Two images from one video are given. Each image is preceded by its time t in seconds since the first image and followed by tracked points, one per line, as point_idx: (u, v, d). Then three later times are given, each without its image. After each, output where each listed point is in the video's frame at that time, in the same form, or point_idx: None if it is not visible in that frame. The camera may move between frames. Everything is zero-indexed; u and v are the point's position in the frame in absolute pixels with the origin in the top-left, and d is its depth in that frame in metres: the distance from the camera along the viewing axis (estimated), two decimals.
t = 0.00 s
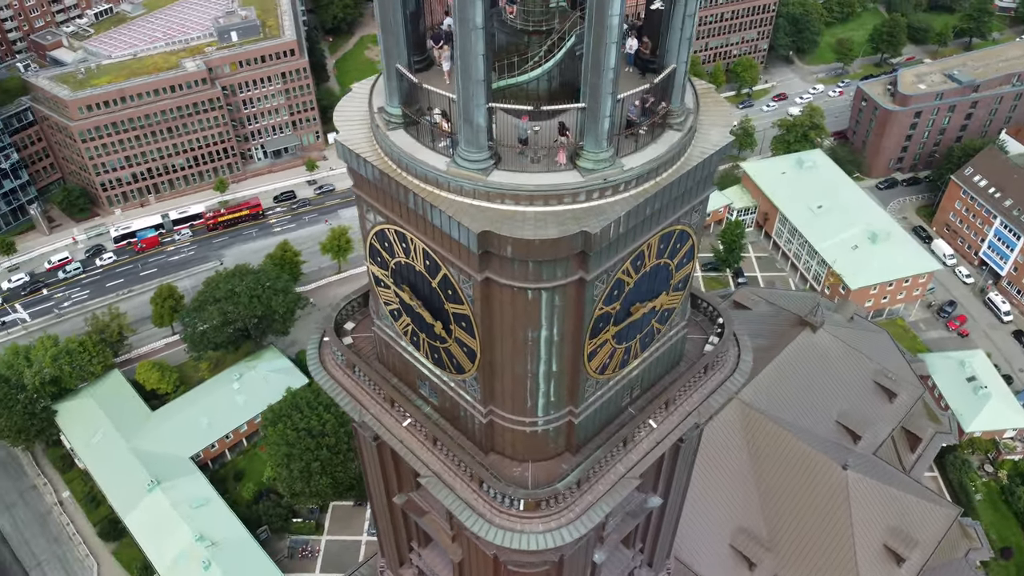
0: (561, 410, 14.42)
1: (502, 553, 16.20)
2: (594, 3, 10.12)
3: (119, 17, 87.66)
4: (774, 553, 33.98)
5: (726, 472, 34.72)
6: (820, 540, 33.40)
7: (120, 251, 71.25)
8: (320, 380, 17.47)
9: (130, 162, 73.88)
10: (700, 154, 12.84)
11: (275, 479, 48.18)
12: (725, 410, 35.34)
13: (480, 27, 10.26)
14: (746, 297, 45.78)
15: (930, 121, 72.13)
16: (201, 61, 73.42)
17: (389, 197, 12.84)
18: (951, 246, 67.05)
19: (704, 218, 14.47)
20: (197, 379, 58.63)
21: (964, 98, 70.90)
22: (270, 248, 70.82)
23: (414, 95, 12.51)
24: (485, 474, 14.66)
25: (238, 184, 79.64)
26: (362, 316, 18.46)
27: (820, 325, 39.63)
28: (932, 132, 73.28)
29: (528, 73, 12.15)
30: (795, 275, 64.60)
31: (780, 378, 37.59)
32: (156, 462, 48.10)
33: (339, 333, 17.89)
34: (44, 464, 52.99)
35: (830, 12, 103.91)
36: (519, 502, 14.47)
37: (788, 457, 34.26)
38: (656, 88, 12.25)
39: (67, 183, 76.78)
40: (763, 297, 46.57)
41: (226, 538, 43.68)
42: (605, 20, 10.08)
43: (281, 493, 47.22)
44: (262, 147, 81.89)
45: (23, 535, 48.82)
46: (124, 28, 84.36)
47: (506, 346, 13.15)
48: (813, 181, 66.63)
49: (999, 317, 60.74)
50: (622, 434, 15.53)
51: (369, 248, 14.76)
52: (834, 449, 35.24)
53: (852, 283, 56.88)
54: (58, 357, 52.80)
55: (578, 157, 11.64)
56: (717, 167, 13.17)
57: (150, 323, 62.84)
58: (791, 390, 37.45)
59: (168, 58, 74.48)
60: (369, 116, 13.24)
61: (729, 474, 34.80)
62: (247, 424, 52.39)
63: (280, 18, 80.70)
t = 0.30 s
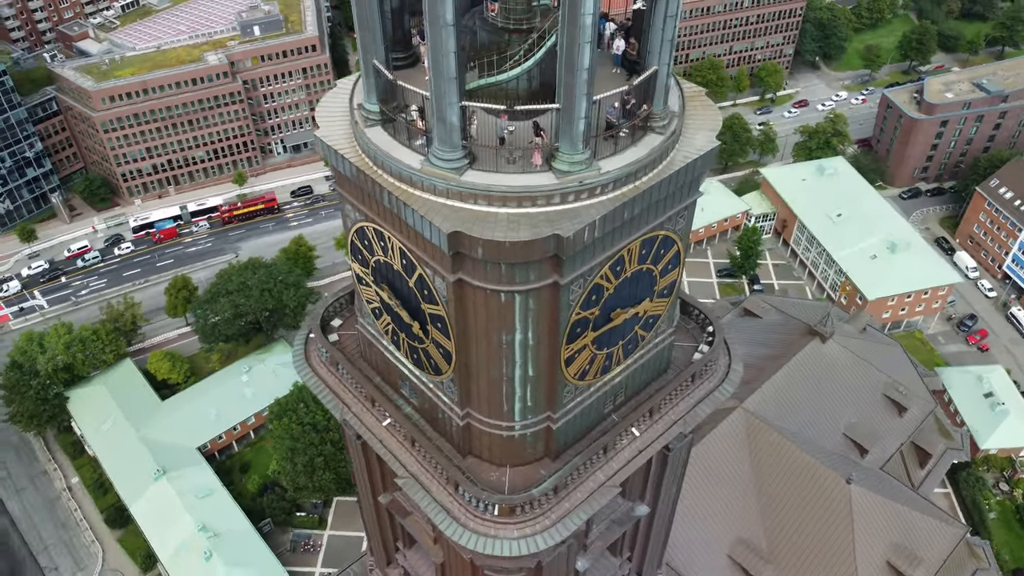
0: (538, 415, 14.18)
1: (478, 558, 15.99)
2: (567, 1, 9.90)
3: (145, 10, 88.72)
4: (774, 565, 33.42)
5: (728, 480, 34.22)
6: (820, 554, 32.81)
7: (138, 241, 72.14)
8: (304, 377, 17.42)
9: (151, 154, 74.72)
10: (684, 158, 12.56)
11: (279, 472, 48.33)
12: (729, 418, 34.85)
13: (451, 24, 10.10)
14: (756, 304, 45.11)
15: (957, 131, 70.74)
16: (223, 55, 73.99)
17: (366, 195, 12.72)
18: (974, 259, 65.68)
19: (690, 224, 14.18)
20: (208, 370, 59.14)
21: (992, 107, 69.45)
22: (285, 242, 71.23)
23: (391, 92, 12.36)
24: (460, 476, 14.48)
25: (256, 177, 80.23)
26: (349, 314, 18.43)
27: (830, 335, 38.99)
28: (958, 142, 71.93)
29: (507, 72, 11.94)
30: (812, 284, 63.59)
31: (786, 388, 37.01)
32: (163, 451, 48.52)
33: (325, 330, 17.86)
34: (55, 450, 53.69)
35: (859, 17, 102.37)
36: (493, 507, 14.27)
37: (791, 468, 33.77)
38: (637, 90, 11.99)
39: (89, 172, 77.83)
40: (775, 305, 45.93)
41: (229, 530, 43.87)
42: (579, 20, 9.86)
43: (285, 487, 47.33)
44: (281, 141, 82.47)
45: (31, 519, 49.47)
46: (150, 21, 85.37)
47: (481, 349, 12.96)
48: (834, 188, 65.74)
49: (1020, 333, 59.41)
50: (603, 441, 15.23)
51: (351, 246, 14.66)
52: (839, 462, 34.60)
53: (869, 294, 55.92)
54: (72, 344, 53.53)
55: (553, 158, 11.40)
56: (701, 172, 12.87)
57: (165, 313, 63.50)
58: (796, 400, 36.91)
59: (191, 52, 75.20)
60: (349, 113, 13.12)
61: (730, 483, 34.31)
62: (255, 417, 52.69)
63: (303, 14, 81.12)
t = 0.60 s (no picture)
0: (515, 420, 13.95)
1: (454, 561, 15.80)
2: None
3: (171, 4, 89.72)
4: None
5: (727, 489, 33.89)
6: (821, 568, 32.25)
7: (157, 232, 72.92)
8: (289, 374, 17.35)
9: (171, 146, 75.52)
10: (666, 162, 12.25)
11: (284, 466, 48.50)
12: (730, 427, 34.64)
13: (420, 21, 9.93)
14: (766, 312, 44.35)
15: (984, 141, 69.30)
16: (244, 49, 74.36)
17: (342, 192, 12.57)
18: (997, 272, 64.24)
19: (676, 231, 13.90)
20: (219, 362, 59.58)
21: (1021, 118, 67.89)
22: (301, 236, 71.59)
23: (371, 89, 12.19)
24: (435, 479, 14.29)
25: (275, 172, 80.77)
26: (337, 312, 18.35)
27: (840, 347, 38.33)
28: (984, 153, 70.50)
29: (486, 71, 11.72)
30: (829, 293, 62.57)
31: (792, 398, 36.43)
32: (171, 441, 48.93)
33: (311, 327, 17.78)
34: (66, 436, 54.35)
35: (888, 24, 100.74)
36: (467, 512, 14.07)
37: (792, 480, 33.45)
38: (617, 92, 11.70)
39: (111, 163, 78.81)
40: (786, 313, 45.26)
41: (232, 522, 44.12)
42: (549, 19, 9.63)
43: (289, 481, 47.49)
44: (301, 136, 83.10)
45: (40, 504, 50.15)
46: (174, 14, 86.30)
47: (455, 351, 12.77)
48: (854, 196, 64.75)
49: None
50: (583, 448, 14.97)
51: (332, 244, 14.54)
52: (843, 476, 33.96)
53: (886, 305, 54.89)
54: (85, 332, 54.18)
55: (528, 160, 11.18)
56: (684, 177, 12.57)
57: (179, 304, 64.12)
58: (801, 412, 36.33)
59: (213, 45, 75.81)
60: (329, 109, 12.98)
61: (729, 493, 33.93)
62: (262, 410, 52.98)
63: (325, 10, 81.46)
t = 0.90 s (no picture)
0: (490, 424, 13.73)
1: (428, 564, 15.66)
2: None
3: None
4: None
5: (727, 500, 33.46)
6: None
7: (174, 223, 73.59)
8: (273, 371, 17.27)
9: (191, 138, 76.20)
10: (646, 166, 11.98)
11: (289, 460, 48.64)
12: (731, 437, 34.19)
13: (387, 17, 9.74)
14: (775, 320, 43.64)
15: (1011, 152, 67.79)
16: (266, 44, 74.66)
17: (318, 189, 12.44)
18: (1021, 286, 62.78)
19: (660, 237, 13.62)
20: (230, 354, 59.94)
21: None
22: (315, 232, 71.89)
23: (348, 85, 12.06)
24: (409, 482, 14.14)
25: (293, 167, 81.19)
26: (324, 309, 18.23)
27: (849, 358, 37.63)
28: (1010, 164, 69.03)
29: (462, 69, 11.55)
30: (845, 303, 61.59)
31: (797, 409, 35.84)
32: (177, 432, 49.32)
33: (296, 324, 17.68)
34: (77, 423, 54.93)
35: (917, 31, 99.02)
36: (439, 516, 13.90)
37: (794, 493, 33.00)
38: (596, 93, 11.44)
39: (132, 154, 79.69)
40: (797, 322, 44.56)
41: (234, 514, 44.33)
42: (518, 17, 9.43)
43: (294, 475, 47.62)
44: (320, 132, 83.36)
45: (49, 490, 50.76)
46: (199, 8, 87.08)
47: (427, 354, 12.60)
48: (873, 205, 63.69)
49: None
50: (561, 455, 14.74)
51: (313, 240, 14.43)
52: (846, 492, 33.31)
53: (903, 316, 53.85)
54: (98, 321, 54.71)
55: (500, 161, 10.97)
56: (665, 182, 12.28)
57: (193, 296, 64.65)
58: (806, 423, 35.71)
59: (235, 39, 76.31)
60: (308, 105, 12.86)
61: (729, 503, 33.48)
62: (269, 403, 53.24)
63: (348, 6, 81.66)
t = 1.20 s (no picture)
0: (464, 428, 13.55)
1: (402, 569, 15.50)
2: None
3: None
4: None
5: (726, 509, 33.01)
6: None
7: (191, 216, 74.24)
8: (256, 368, 17.22)
9: (210, 132, 76.83)
10: (625, 169, 11.73)
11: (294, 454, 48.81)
12: (732, 446, 33.79)
13: (353, 13, 9.62)
14: (785, 329, 42.94)
15: None
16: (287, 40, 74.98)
17: (292, 186, 12.30)
18: None
19: (643, 243, 13.35)
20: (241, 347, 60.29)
21: None
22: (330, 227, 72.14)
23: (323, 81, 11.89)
24: (382, 483, 13.99)
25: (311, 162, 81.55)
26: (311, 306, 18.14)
27: (858, 370, 36.93)
28: None
29: (437, 68, 11.38)
30: (862, 313, 60.58)
31: (803, 421, 35.24)
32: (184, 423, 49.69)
33: (282, 320, 17.61)
34: (88, 411, 55.47)
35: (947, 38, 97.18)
36: (410, 519, 13.71)
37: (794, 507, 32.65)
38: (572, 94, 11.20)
39: (153, 146, 80.50)
40: (807, 331, 43.86)
41: (236, 506, 44.54)
42: (484, 15, 9.26)
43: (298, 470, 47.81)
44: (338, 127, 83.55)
45: (59, 476, 51.31)
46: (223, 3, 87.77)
47: (399, 355, 12.43)
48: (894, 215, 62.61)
49: None
50: (537, 461, 14.50)
51: (293, 237, 14.32)
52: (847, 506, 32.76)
53: (920, 329, 52.87)
54: (111, 310, 55.27)
55: (471, 162, 10.77)
56: (645, 187, 12.01)
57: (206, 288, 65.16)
58: (811, 435, 35.10)
59: (257, 34, 76.76)
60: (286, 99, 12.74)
61: (729, 513, 33.02)
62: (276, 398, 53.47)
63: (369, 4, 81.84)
